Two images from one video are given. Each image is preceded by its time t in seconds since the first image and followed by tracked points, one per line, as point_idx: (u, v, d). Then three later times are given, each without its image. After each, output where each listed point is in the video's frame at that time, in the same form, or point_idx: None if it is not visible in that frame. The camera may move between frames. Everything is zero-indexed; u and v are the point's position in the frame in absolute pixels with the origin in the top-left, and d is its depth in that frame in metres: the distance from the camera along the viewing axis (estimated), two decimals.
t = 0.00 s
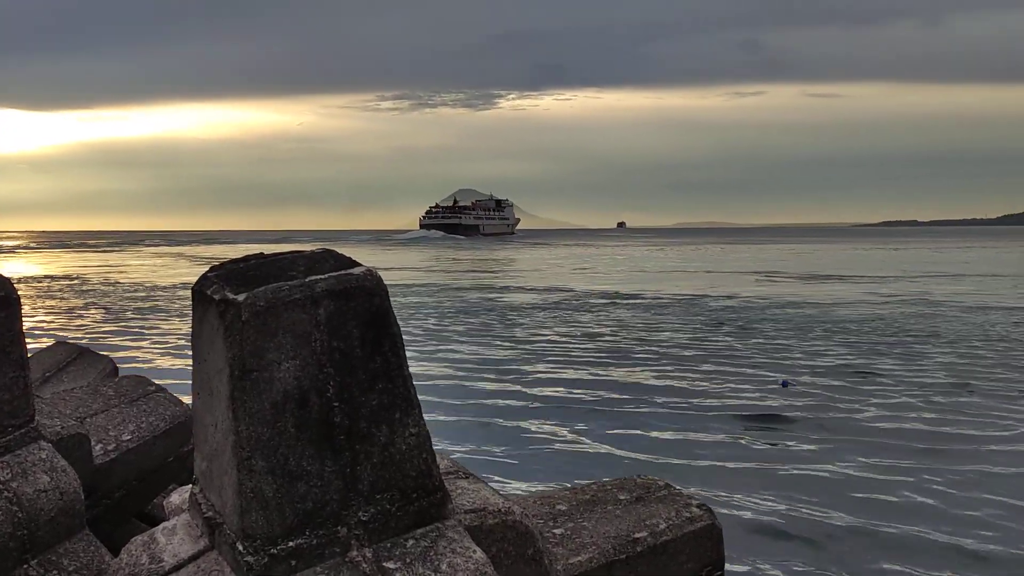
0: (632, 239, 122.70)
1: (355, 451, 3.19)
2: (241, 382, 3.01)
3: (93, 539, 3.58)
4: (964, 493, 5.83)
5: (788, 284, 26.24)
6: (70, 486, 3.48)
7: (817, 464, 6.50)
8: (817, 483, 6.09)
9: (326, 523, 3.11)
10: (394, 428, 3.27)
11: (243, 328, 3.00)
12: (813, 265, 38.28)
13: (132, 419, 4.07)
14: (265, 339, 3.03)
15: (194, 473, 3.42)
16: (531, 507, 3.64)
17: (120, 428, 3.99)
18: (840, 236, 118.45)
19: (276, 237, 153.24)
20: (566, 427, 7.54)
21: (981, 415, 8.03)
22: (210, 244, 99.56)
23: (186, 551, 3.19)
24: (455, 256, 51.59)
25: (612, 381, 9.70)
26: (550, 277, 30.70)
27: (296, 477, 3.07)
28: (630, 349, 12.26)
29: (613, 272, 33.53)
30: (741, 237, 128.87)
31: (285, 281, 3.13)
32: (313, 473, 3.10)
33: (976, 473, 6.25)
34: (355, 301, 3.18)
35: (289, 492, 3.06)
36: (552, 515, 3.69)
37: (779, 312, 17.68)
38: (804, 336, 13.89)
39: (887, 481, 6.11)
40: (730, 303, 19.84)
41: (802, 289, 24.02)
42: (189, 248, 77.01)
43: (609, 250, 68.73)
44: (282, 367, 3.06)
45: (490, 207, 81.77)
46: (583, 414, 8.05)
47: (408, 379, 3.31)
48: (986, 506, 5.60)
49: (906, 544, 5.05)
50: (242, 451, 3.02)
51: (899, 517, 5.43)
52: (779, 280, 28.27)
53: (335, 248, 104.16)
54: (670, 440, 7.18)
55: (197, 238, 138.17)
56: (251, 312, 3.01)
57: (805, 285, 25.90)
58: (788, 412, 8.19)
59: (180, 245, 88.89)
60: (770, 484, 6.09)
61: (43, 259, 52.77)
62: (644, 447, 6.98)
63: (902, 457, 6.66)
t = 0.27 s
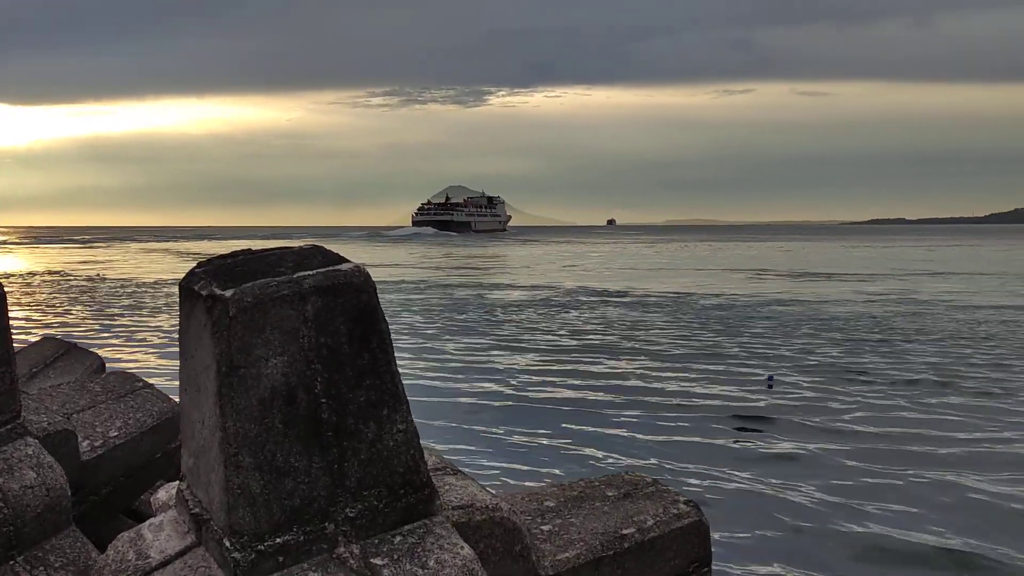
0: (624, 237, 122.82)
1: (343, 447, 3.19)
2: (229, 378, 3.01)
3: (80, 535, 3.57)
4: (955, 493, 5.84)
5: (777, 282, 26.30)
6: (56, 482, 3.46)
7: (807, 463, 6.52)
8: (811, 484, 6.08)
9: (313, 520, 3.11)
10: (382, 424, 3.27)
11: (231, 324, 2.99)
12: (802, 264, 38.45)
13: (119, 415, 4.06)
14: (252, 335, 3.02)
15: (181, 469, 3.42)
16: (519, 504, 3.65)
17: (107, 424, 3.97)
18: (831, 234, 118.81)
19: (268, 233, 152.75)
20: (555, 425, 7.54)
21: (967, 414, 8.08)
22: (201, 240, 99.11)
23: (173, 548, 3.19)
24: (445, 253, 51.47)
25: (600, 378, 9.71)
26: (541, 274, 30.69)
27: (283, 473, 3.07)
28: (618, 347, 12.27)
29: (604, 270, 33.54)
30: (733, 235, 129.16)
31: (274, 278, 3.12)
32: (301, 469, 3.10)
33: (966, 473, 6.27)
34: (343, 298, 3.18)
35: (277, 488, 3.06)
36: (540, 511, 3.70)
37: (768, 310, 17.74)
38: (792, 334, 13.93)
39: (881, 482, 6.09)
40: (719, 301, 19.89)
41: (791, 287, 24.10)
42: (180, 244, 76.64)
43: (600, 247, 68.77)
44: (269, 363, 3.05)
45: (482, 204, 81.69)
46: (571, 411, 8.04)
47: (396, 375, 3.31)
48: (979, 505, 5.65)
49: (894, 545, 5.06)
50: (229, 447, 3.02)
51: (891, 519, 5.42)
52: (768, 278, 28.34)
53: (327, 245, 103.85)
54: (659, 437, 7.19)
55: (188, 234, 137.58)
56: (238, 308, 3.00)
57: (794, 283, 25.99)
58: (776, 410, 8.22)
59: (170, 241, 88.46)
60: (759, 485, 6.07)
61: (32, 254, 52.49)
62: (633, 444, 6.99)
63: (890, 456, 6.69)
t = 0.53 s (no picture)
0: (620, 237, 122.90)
1: (333, 447, 3.18)
2: (218, 378, 3.00)
3: (70, 535, 3.55)
4: (949, 494, 5.86)
5: (770, 282, 26.36)
6: (46, 482, 3.43)
7: (801, 464, 6.51)
8: (807, 482, 6.12)
9: (303, 519, 3.10)
10: (373, 424, 3.26)
11: (221, 323, 2.99)
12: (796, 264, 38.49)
13: (109, 415, 4.05)
14: (242, 335, 3.02)
15: (171, 470, 3.41)
16: (510, 504, 3.65)
17: (97, 424, 3.96)
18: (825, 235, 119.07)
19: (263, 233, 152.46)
20: (547, 425, 7.54)
21: (957, 414, 8.11)
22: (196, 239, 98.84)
23: (163, 548, 3.18)
24: (439, 253, 51.42)
25: (592, 379, 9.70)
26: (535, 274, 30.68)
27: (273, 473, 3.07)
28: (610, 347, 12.28)
29: (598, 270, 33.55)
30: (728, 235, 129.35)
31: (264, 277, 3.12)
32: (290, 469, 3.10)
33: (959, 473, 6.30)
34: (334, 297, 3.17)
35: (267, 488, 3.05)
36: (531, 511, 3.70)
37: (760, 311, 17.77)
38: (784, 335, 13.96)
39: (877, 482, 6.12)
40: (712, 301, 19.92)
41: (783, 287, 24.15)
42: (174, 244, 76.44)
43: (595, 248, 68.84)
44: (260, 363, 3.05)
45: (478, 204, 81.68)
46: (563, 412, 8.03)
47: (386, 375, 3.31)
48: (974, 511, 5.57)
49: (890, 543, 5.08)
50: (219, 447, 3.01)
51: (887, 520, 5.42)
52: (761, 278, 28.40)
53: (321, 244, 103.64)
54: (651, 438, 7.19)
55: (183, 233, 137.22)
56: (228, 307, 2.99)
57: (787, 283, 26.05)
58: (768, 410, 8.23)
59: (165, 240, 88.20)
60: (753, 486, 6.04)
61: (25, 253, 52.27)
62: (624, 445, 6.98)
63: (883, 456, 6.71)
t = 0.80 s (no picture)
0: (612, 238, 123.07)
1: (321, 449, 3.17)
2: (206, 379, 2.99)
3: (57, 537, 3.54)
4: (939, 496, 5.88)
5: (760, 284, 26.45)
6: (32, 484, 3.42)
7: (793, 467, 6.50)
8: (799, 484, 6.12)
9: (291, 521, 3.10)
10: (361, 425, 3.26)
11: (208, 325, 2.98)
12: (788, 266, 38.62)
13: (96, 416, 4.04)
14: (230, 336, 3.01)
15: (158, 471, 3.40)
16: (499, 506, 3.65)
17: (84, 426, 3.97)
18: (817, 236, 119.53)
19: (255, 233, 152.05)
20: (537, 427, 7.54)
21: (945, 416, 8.16)
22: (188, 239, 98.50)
23: (150, 550, 3.17)
24: (431, 254, 51.41)
25: (582, 380, 9.72)
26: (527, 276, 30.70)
27: (260, 475, 3.06)
28: (601, 349, 12.30)
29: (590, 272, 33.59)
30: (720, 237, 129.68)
31: (252, 278, 3.11)
32: (278, 470, 3.09)
33: (950, 475, 6.32)
34: (322, 299, 3.17)
35: (254, 490, 3.04)
36: (520, 513, 3.70)
37: (750, 312, 17.85)
38: (773, 337, 14.03)
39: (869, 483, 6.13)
40: (702, 303, 20.00)
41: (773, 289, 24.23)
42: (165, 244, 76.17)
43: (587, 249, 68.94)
44: (247, 364, 3.04)
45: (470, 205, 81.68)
46: (553, 413, 8.04)
47: (374, 377, 3.30)
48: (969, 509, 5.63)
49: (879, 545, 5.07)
50: (206, 448, 3.00)
51: (879, 520, 5.42)
52: (752, 280, 28.50)
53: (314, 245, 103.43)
54: (641, 440, 7.19)
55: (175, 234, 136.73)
56: (216, 309, 2.99)
57: (778, 285, 26.16)
58: (757, 412, 8.26)
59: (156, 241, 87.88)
60: (744, 488, 6.04)
61: (16, 254, 52.06)
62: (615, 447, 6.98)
63: (874, 458, 6.74)
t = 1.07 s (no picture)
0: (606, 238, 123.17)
1: (309, 448, 3.17)
2: (193, 379, 2.98)
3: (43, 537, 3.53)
4: (928, 496, 5.91)
5: (751, 284, 26.50)
6: (19, 484, 3.41)
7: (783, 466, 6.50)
8: (789, 484, 6.12)
9: (279, 521, 3.09)
10: (349, 425, 3.25)
11: (196, 324, 2.97)
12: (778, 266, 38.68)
13: (84, 416, 4.03)
14: (217, 335, 3.00)
15: (146, 471, 3.39)
16: (488, 505, 3.65)
17: (72, 425, 3.95)
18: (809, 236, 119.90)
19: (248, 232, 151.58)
20: (527, 426, 7.52)
21: (933, 416, 8.20)
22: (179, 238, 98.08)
23: (137, 550, 3.16)
24: (422, 253, 51.34)
25: (572, 380, 9.71)
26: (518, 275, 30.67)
27: (248, 475, 3.05)
28: (591, 348, 12.29)
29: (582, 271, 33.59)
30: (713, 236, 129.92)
31: (240, 277, 3.10)
32: (266, 470, 3.08)
33: (939, 475, 6.34)
34: (310, 298, 3.16)
35: (242, 489, 3.04)
36: (509, 512, 3.70)
37: (740, 312, 17.88)
38: (763, 336, 14.06)
39: (858, 483, 6.15)
40: (692, 302, 20.03)
41: (764, 289, 24.28)
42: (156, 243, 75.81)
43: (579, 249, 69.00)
44: (235, 363, 3.03)
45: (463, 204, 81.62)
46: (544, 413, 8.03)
47: (363, 376, 3.30)
48: (959, 510, 5.64)
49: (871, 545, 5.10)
50: (194, 448, 2.99)
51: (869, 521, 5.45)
52: (743, 279, 28.56)
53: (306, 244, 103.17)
54: (631, 439, 7.19)
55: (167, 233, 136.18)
56: (203, 308, 2.98)
57: (768, 284, 26.22)
58: (746, 412, 8.28)
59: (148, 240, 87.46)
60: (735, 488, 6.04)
61: (6, 254, 51.80)
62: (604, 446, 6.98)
63: (863, 457, 6.76)
